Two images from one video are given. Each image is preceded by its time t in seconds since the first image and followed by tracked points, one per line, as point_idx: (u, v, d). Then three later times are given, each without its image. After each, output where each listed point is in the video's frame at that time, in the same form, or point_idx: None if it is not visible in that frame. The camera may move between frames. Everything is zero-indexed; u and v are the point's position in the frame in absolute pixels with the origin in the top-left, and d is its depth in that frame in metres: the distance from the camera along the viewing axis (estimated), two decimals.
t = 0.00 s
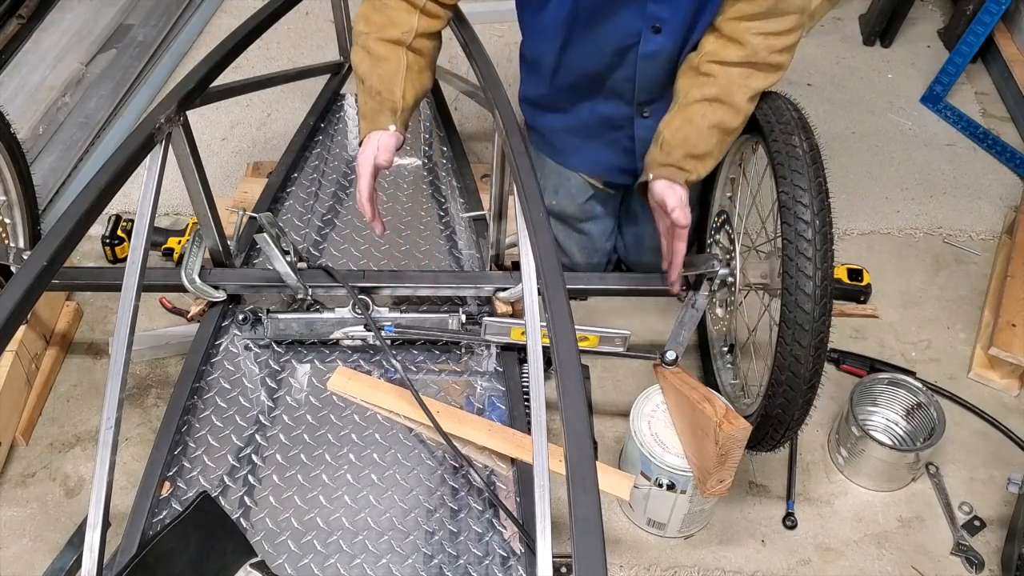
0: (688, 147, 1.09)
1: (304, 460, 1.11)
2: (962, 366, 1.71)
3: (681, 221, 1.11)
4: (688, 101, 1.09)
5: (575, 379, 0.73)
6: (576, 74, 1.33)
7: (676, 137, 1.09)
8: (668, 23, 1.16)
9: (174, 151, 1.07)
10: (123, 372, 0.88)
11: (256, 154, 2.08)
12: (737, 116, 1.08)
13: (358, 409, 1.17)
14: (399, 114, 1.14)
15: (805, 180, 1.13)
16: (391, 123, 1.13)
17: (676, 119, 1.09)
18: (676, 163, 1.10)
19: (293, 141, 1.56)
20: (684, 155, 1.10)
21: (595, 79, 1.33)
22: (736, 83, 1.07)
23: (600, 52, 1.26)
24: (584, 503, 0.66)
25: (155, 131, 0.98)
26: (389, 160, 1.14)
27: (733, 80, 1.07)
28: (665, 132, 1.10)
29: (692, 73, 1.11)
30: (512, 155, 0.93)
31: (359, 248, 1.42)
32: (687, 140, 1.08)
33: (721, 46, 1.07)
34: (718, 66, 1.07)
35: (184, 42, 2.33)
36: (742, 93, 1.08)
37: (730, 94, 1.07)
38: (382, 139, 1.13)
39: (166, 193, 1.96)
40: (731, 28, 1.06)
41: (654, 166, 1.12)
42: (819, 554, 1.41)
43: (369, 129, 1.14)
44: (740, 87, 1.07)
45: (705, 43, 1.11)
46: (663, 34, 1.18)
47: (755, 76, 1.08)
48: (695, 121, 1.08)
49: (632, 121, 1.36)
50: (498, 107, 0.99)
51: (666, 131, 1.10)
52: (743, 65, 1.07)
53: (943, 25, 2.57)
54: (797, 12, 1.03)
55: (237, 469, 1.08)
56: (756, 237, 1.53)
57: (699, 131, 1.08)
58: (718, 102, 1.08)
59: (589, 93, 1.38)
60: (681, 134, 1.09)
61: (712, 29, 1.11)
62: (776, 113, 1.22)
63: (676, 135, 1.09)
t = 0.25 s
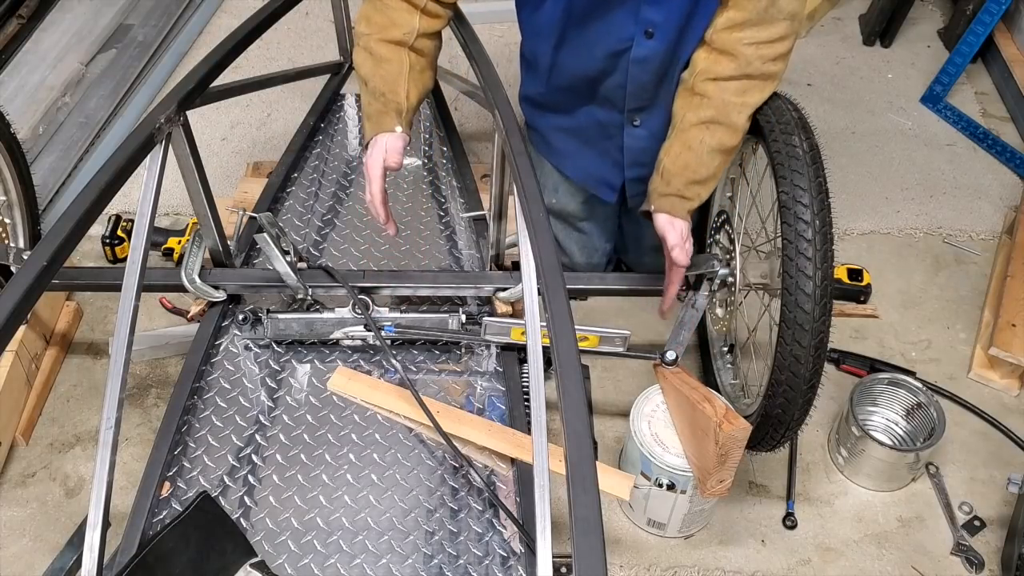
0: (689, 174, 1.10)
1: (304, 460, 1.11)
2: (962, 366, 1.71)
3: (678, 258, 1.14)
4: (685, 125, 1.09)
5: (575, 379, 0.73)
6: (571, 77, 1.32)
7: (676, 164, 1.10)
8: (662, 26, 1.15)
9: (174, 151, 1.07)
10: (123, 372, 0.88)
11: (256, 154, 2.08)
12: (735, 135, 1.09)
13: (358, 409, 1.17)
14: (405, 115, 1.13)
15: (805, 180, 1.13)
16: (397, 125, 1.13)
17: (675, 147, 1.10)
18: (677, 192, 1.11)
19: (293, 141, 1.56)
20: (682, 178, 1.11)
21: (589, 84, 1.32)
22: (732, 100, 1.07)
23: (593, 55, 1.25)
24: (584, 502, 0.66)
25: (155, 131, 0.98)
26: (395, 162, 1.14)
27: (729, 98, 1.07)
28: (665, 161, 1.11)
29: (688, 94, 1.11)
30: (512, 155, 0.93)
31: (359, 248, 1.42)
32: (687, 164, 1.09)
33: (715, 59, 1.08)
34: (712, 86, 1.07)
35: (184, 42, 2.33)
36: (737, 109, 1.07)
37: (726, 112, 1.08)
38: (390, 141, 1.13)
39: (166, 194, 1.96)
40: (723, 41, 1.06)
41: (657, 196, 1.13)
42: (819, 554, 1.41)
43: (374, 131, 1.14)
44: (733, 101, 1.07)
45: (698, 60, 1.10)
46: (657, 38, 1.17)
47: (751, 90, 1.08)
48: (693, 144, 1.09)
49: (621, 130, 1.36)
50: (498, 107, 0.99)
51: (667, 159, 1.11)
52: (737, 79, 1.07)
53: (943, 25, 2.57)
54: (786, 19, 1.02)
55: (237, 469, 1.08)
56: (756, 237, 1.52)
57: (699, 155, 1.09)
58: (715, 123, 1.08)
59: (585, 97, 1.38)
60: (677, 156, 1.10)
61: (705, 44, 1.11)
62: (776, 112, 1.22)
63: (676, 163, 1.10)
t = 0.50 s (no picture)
0: (691, 180, 1.09)
1: (304, 460, 1.11)
2: (962, 366, 1.71)
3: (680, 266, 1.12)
4: (686, 131, 1.09)
5: (576, 380, 0.73)
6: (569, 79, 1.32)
7: (677, 170, 1.09)
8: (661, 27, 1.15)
9: (174, 151, 1.07)
10: (123, 372, 0.88)
11: (256, 154, 2.08)
12: (736, 140, 1.08)
13: (358, 409, 1.17)
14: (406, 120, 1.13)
15: (805, 180, 1.13)
16: (398, 131, 1.13)
17: (676, 153, 1.09)
18: (679, 199, 1.10)
19: (293, 141, 1.56)
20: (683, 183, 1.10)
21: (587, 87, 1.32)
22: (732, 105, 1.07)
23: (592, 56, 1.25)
24: (584, 502, 0.66)
25: (155, 130, 0.98)
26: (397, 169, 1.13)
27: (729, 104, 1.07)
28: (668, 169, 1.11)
29: (688, 99, 1.11)
30: (512, 155, 0.93)
31: (359, 248, 1.42)
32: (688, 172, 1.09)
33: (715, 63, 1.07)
34: (713, 92, 1.07)
35: (184, 42, 2.33)
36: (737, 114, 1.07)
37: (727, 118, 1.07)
38: (390, 147, 1.13)
39: (166, 193, 1.96)
40: (723, 44, 1.06)
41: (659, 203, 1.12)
42: (819, 554, 1.41)
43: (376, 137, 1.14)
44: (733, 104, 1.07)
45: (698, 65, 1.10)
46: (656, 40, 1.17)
47: (754, 94, 1.07)
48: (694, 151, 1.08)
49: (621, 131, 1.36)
50: (498, 108, 0.99)
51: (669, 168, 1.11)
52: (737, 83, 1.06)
53: (942, 25, 2.57)
54: (786, 22, 1.02)
55: (237, 469, 1.08)
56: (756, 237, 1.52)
57: (700, 161, 1.08)
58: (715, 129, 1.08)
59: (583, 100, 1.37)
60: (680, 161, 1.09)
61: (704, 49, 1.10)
62: (776, 112, 1.22)
63: (677, 170, 1.09)
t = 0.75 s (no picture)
0: (691, 183, 1.10)
1: (304, 460, 1.11)
2: (962, 366, 1.71)
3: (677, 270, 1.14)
4: (687, 135, 1.10)
5: (576, 380, 0.73)
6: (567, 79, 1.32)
7: (678, 174, 1.10)
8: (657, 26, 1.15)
9: (174, 151, 1.07)
10: (123, 372, 0.88)
11: (256, 154, 2.08)
12: (737, 143, 1.09)
13: (358, 409, 1.17)
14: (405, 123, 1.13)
15: (805, 180, 1.13)
16: (399, 132, 1.13)
17: (677, 156, 1.10)
18: (680, 202, 1.12)
19: (293, 141, 1.56)
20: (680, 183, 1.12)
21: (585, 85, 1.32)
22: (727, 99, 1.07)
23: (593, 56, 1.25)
24: (584, 502, 0.66)
25: (155, 131, 0.98)
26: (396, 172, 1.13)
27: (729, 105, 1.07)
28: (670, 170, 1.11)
29: (689, 102, 1.11)
30: (512, 155, 0.93)
31: (359, 248, 1.42)
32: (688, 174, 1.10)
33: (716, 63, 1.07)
34: (713, 95, 1.08)
35: (184, 42, 2.33)
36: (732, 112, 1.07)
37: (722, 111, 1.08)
38: (392, 150, 1.13)
39: (166, 193, 1.96)
40: (723, 47, 1.06)
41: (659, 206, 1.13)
42: (819, 554, 1.41)
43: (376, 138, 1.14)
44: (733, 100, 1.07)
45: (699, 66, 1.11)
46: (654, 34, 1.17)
47: (754, 95, 1.08)
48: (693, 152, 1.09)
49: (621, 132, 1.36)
50: (498, 108, 0.99)
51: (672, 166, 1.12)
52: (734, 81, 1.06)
53: (943, 25, 2.57)
54: (786, 23, 1.02)
55: (237, 469, 1.08)
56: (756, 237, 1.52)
57: (700, 164, 1.09)
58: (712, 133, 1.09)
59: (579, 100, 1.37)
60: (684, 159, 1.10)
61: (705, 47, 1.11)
62: (776, 112, 1.22)
63: (677, 172, 1.10)
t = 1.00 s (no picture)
0: (675, 144, 1.09)
1: (304, 460, 1.11)
2: (962, 366, 1.71)
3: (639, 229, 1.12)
4: (679, 98, 1.09)
5: (575, 379, 0.73)
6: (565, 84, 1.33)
7: (663, 135, 1.09)
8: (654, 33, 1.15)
9: (174, 151, 1.07)
10: (123, 372, 0.88)
11: (256, 154, 2.08)
12: (728, 116, 1.08)
13: (358, 409, 1.17)
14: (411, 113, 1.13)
15: (805, 180, 1.13)
16: (404, 123, 1.12)
17: (666, 118, 1.09)
18: (662, 162, 1.10)
19: (293, 141, 1.56)
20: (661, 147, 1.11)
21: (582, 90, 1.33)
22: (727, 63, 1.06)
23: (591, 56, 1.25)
24: (584, 502, 0.66)
25: (155, 130, 0.98)
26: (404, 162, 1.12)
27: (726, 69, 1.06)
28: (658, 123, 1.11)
29: (686, 73, 1.11)
30: (512, 155, 0.93)
31: (359, 248, 1.42)
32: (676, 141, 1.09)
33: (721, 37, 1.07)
34: (711, 67, 1.07)
35: (184, 42, 2.33)
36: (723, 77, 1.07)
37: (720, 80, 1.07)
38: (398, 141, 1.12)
39: (166, 193, 1.96)
40: (727, 28, 1.06)
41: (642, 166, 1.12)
42: (819, 554, 1.41)
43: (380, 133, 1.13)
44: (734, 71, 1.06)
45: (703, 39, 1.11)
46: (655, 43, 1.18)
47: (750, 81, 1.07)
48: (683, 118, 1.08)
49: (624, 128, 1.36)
50: (498, 107, 0.99)
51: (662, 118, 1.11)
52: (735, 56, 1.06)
53: (942, 25, 2.57)
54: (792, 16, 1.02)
55: (237, 469, 1.08)
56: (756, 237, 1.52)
57: (688, 130, 1.08)
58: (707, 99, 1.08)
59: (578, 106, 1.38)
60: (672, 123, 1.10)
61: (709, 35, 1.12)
62: (776, 112, 1.22)
63: (664, 131, 1.09)
